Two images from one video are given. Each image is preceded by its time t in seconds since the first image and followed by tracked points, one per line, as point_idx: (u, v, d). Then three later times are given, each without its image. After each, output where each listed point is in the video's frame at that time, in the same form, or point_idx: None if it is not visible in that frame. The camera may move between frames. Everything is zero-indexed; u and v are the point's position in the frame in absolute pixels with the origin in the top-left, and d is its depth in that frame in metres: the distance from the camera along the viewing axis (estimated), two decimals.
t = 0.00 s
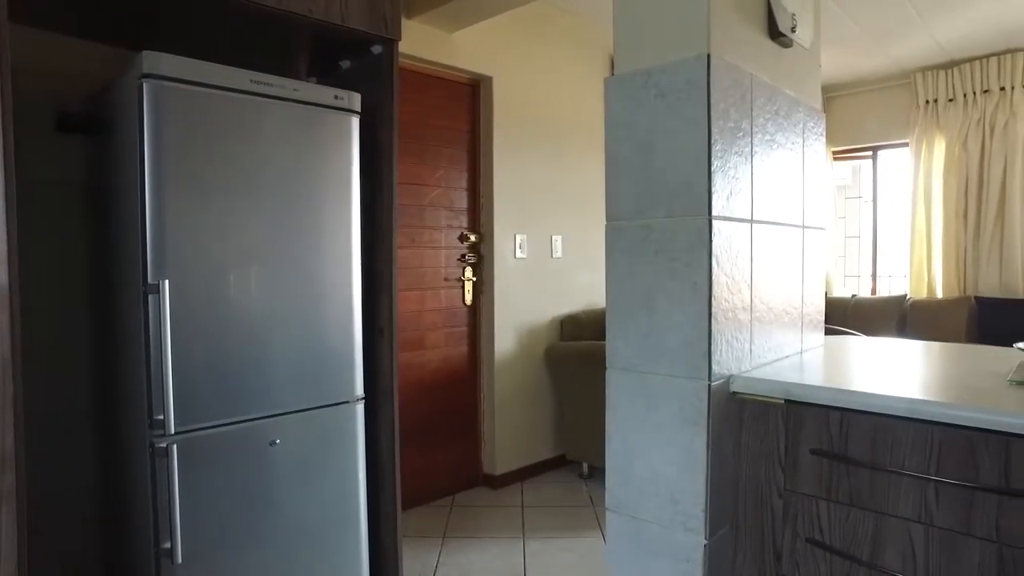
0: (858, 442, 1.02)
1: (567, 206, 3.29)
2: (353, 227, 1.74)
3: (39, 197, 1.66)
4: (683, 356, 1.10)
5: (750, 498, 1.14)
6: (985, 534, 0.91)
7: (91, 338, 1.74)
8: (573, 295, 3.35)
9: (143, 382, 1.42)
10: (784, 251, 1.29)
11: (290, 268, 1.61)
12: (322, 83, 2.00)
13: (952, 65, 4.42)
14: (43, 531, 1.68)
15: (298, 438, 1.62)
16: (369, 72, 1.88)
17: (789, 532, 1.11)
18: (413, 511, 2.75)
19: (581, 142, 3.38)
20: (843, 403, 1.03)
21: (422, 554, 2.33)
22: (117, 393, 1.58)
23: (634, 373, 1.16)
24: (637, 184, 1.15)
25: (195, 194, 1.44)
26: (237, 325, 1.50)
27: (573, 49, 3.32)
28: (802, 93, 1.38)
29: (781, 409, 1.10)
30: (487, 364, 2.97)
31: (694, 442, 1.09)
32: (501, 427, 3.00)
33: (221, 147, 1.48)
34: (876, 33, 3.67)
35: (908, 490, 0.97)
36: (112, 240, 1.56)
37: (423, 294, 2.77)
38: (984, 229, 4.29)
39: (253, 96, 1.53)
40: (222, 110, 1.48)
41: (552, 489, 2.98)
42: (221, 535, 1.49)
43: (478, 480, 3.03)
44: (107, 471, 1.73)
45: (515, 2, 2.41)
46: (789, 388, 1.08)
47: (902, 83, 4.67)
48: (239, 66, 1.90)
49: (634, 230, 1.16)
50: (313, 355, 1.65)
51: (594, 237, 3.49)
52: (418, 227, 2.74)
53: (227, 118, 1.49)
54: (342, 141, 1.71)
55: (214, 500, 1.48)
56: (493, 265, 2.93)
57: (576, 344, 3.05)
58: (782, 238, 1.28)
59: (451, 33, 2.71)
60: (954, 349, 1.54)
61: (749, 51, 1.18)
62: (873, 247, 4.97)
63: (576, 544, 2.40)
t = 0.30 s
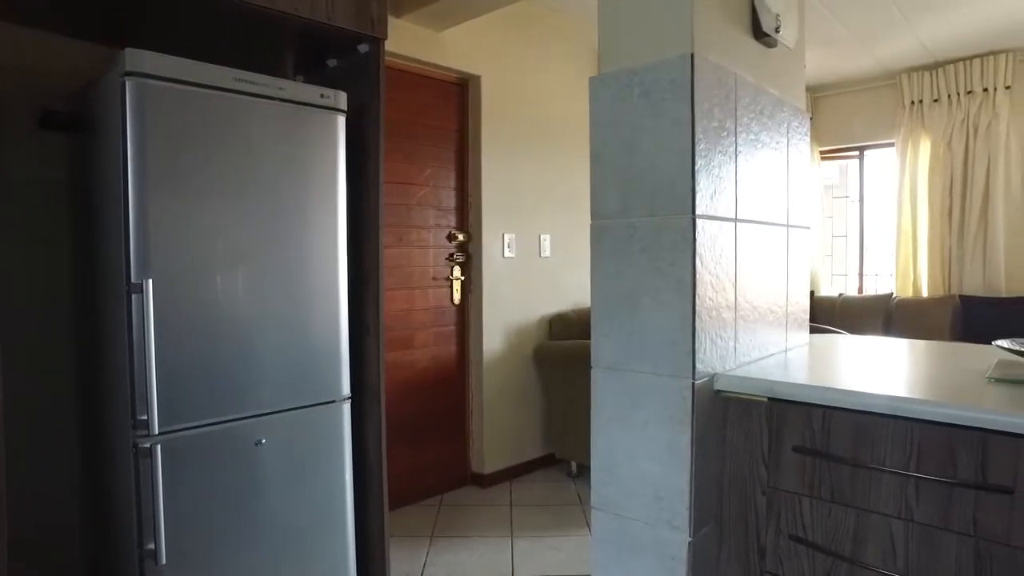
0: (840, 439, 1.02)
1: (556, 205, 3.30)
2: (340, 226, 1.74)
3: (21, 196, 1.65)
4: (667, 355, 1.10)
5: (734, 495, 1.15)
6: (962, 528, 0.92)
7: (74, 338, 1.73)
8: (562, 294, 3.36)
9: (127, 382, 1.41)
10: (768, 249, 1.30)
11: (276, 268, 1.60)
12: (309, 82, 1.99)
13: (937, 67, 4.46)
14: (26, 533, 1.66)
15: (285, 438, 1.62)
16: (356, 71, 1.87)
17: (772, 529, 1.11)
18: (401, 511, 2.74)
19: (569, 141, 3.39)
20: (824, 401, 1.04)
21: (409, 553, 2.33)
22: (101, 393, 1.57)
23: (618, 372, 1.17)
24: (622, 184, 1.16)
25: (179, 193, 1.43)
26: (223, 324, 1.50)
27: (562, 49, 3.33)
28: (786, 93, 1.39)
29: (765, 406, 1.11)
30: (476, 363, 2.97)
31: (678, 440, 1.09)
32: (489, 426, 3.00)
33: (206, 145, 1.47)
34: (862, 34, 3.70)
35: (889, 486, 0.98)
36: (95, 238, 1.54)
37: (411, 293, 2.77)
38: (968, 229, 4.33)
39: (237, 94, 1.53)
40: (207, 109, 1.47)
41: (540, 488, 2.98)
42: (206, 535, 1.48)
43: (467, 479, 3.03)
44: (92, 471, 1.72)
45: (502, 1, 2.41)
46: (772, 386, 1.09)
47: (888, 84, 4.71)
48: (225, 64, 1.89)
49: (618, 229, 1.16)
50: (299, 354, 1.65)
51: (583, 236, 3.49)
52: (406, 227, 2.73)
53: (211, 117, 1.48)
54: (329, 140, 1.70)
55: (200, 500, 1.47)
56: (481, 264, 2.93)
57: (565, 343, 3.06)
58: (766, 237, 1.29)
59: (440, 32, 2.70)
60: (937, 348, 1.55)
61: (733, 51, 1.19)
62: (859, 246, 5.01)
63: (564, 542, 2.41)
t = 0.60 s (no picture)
0: (821, 437, 1.03)
1: (542, 204, 3.30)
2: (325, 226, 1.73)
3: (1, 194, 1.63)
4: (650, 354, 1.10)
5: (718, 494, 1.15)
6: (940, 524, 0.93)
7: (55, 338, 1.71)
8: (548, 293, 3.36)
9: (108, 383, 1.39)
10: (752, 249, 1.30)
11: (260, 268, 1.59)
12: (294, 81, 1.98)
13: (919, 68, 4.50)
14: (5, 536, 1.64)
15: (269, 439, 1.61)
16: (341, 69, 1.86)
17: (755, 527, 1.12)
18: (387, 511, 2.74)
19: (556, 141, 3.40)
20: (806, 399, 1.04)
21: (395, 554, 2.32)
22: (82, 394, 1.55)
23: (602, 371, 1.17)
24: (605, 183, 1.16)
25: (161, 192, 1.42)
26: (205, 325, 1.48)
27: (548, 48, 3.33)
28: (769, 94, 1.40)
29: (747, 405, 1.12)
30: (462, 363, 2.97)
31: (662, 438, 1.10)
32: (476, 426, 3.00)
33: (188, 145, 1.46)
34: (846, 35, 3.73)
35: (869, 483, 0.99)
36: (76, 238, 1.53)
37: (397, 293, 2.76)
38: (950, 228, 4.38)
39: (220, 93, 1.51)
40: (188, 107, 1.46)
41: (526, 487, 2.98)
42: (188, 538, 1.47)
43: (453, 479, 3.02)
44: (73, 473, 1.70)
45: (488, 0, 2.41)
46: (755, 384, 1.10)
47: (872, 85, 4.75)
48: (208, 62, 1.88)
49: (602, 229, 1.17)
50: (284, 355, 1.64)
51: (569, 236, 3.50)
52: (392, 226, 2.72)
53: (193, 115, 1.47)
54: (313, 139, 1.69)
55: (182, 502, 1.46)
56: (467, 264, 2.93)
57: (552, 342, 3.06)
58: (749, 236, 1.29)
59: (426, 30, 2.70)
60: (919, 346, 1.56)
61: (716, 52, 1.19)
62: (844, 245, 5.05)
63: (549, 541, 2.41)
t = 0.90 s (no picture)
0: (807, 435, 1.04)
1: (531, 204, 3.30)
2: (312, 226, 1.72)
3: None
4: (637, 353, 1.11)
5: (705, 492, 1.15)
6: (922, 521, 0.94)
7: (37, 339, 1.69)
8: (537, 293, 3.36)
9: (91, 384, 1.38)
10: (739, 248, 1.31)
11: (248, 267, 1.58)
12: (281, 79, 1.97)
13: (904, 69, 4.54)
14: None
15: (256, 440, 1.60)
16: (328, 69, 1.85)
17: (741, 525, 1.12)
18: (376, 511, 2.73)
19: (545, 140, 3.40)
20: (791, 398, 1.05)
21: (384, 554, 2.32)
22: (66, 396, 1.53)
23: (589, 370, 1.17)
24: (592, 183, 1.16)
25: (145, 190, 1.40)
26: (192, 325, 1.47)
27: (537, 48, 3.33)
28: (756, 94, 1.40)
29: (733, 404, 1.12)
30: (451, 362, 2.96)
31: (648, 437, 1.10)
32: (465, 425, 3.00)
33: (173, 143, 1.45)
34: (832, 36, 3.75)
35: (854, 481, 1.00)
36: (58, 238, 1.51)
37: (386, 293, 2.75)
38: (935, 228, 4.42)
39: (205, 91, 1.50)
40: (173, 105, 1.45)
41: (515, 487, 2.98)
42: (173, 540, 1.46)
43: (442, 479, 3.02)
44: (57, 475, 1.68)
45: None
46: (741, 384, 1.10)
47: (858, 85, 4.79)
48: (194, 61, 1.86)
49: (589, 228, 1.17)
50: (271, 354, 1.63)
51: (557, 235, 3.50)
52: (381, 225, 2.71)
53: (178, 113, 1.45)
54: (300, 138, 1.68)
55: (167, 504, 1.44)
56: (456, 263, 2.92)
57: (541, 342, 3.06)
58: (736, 236, 1.30)
59: (414, 29, 2.69)
60: (904, 345, 1.58)
61: (702, 53, 1.20)
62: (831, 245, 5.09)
63: (538, 541, 2.41)
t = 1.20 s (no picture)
0: (792, 432, 1.05)
1: (520, 203, 3.30)
2: (300, 224, 1.71)
3: None
4: (624, 351, 1.11)
5: (692, 490, 1.16)
6: (905, 516, 0.95)
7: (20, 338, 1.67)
8: (527, 292, 3.36)
9: (75, 384, 1.36)
10: (726, 246, 1.31)
11: (235, 266, 1.57)
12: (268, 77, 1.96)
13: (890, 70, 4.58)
14: None
15: (243, 439, 1.59)
16: (316, 67, 1.84)
17: (728, 521, 1.13)
18: (365, 510, 2.72)
19: (534, 139, 3.40)
20: (777, 395, 1.06)
21: (373, 554, 2.31)
22: (49, 396, 1.52)
23: (577, 368, 1.17)
24: (580, 181, 1.16)
25: (131, 188, 1.39)
26: (178, 324, 1.46)
27: (526, 47, 3.33)
28: (743, 94, 1.41)
29: (720, 402, 1.13)
30: (440, 361, 2.96)
31: (636, 435, 1.11)
32: (454, 424, 3.00)
33: (158, 141, 1.43)
34: (819, 37, 3.78)
35: (839, 478, 1.00)
36: (41, 236, 1.49)
37: (375, 291, 2.74)
38: (921, 227, 4.46)
39: (191, 89, 1.49)
40: (159, 102, 1.43)
41: (505, 486, 2.98)
42: (159, 540, 1.45)
43: (432, 478, 3.02)
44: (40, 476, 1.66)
45: None
46: (728, 381, 1.11)
47: (845, 85, 4.82)
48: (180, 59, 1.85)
49: (576, 227, 1.17)
50: (259, 353, 1.62)
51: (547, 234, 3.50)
52: (369, 224, 2.70)
53: (164, 111, 1.44)
54: (288, 136, 1.68)
55: (153, 504, 1.43)
56: (445, 262, 2.92)
57: (530, 341, 3.06)
58: (723, 234, 1.30)
59: (402, 28, 2.68)
60: (889, 343, 1.59)
61: (689, 51, 1.20)
62: (819, 244, 5.12)
63: (527, 540, 2.42)
